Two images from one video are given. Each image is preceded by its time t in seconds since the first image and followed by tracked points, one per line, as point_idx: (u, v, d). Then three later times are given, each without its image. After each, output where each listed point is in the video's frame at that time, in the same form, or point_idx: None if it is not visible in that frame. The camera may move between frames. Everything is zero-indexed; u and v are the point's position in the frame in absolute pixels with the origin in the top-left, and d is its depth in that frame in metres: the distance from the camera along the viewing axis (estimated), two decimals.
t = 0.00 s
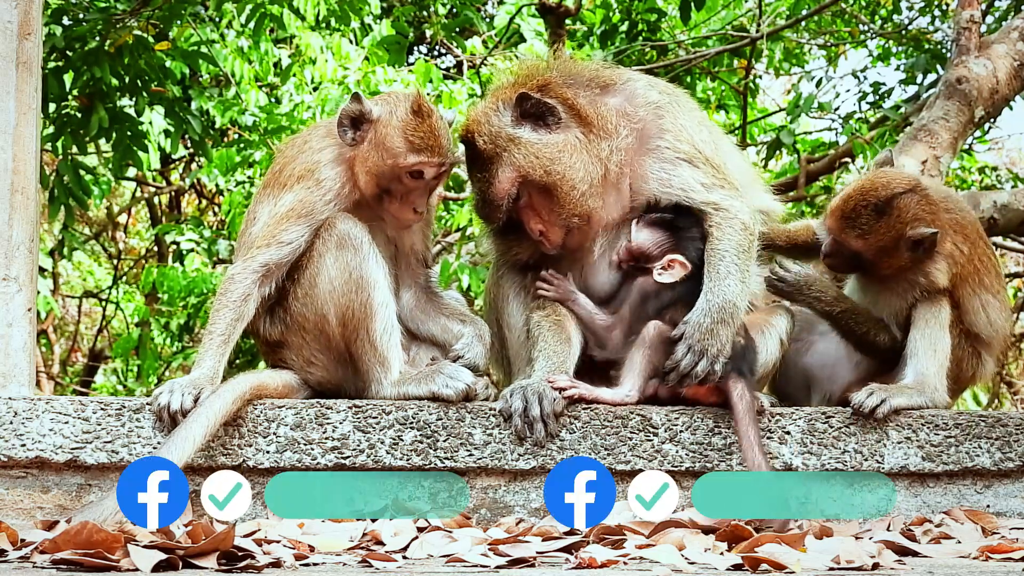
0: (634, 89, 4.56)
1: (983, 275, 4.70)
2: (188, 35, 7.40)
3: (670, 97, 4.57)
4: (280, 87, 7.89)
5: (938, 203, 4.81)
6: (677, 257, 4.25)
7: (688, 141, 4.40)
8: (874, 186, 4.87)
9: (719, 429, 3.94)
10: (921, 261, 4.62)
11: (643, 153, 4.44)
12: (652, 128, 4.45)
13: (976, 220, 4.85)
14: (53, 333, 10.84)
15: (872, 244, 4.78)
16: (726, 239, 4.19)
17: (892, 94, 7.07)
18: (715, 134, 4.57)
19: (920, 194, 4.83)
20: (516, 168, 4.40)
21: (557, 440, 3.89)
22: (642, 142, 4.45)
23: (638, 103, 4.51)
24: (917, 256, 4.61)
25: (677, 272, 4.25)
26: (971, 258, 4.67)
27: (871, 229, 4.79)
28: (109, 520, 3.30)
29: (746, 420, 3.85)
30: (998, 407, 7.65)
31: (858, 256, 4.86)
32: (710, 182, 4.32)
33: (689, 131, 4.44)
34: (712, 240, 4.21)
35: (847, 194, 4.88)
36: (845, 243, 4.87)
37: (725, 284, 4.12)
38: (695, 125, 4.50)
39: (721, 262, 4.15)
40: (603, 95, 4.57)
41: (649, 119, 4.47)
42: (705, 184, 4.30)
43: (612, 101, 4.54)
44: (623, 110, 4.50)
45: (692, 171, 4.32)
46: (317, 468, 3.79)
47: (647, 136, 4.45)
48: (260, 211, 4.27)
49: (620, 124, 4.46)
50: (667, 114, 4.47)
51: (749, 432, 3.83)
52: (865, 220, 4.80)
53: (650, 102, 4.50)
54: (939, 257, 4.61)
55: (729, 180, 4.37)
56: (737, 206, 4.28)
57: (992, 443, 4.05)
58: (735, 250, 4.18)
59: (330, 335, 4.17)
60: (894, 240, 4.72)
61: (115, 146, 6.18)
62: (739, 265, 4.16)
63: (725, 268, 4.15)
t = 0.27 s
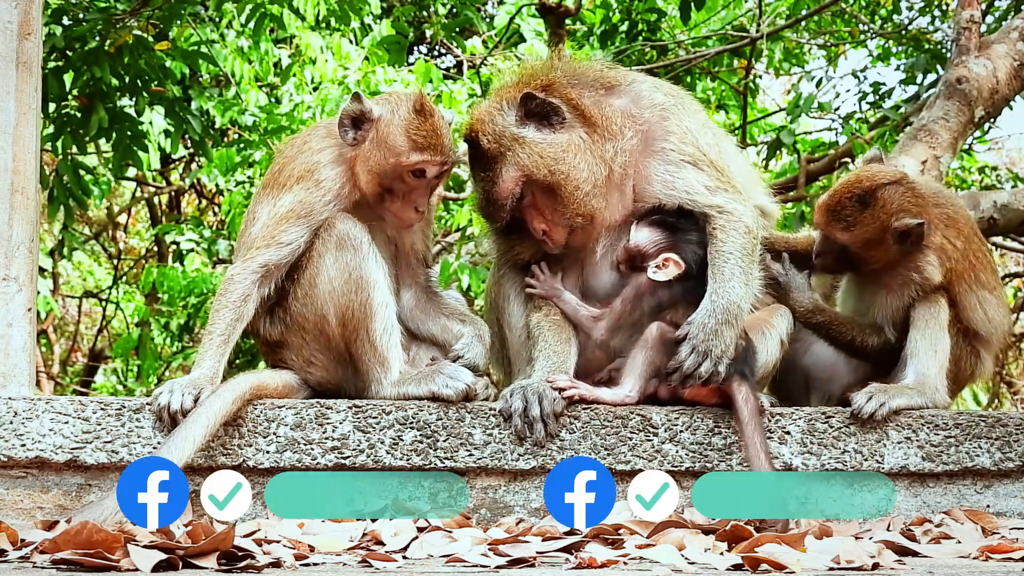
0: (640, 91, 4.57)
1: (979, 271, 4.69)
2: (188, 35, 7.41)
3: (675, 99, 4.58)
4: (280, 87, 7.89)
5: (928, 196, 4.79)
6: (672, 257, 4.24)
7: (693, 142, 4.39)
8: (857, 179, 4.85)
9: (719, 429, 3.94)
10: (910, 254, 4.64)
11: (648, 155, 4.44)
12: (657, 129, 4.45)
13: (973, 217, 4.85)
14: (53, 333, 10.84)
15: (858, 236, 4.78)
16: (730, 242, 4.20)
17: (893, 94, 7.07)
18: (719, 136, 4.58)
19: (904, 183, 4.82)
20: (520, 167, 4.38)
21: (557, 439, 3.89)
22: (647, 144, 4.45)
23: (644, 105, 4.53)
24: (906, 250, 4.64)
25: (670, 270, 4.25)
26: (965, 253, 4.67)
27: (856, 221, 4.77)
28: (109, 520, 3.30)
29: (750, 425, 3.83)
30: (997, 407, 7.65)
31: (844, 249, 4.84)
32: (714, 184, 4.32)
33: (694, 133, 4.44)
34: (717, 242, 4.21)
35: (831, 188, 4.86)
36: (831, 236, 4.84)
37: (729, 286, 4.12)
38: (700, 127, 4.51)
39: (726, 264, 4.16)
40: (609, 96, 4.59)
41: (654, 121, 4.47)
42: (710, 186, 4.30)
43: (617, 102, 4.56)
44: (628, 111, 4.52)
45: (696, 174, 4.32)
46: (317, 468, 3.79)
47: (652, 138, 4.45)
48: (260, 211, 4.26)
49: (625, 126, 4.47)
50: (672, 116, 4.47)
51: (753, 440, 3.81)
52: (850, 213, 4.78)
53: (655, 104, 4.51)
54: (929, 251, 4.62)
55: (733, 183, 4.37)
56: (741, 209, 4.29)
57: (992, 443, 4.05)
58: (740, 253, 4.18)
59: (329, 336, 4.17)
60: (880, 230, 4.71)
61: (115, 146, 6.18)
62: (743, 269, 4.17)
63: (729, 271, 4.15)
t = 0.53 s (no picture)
0: (639, 92, 4.58)
1: (974, 269, 4.70)
2: (188, 35, 7.41)
3: (674, 100, 4.59)
4: (280, 87, 7.89)
5: (919, 195, 4.81)
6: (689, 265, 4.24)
7: (692, 144, 4.41)
8: (847, 178, 4.89)
9: (719, 428, 3.94)
10: (902, 253, 4.65)
11: (647, 156, 4.46)
12: (657, 131, 4.47)
13: (967, 216, 4.87)
14: (53, 333, 10.84)
15: (849, 235, 4.79)
16: (731, 242, 4.20)
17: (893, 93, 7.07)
18: (718, 136, 4.59)
19: (893, 182, 4.85)
20: (519, 168, 4.38)
21: (557, 439, 3.89)
22: (646, 145, 4.47)
23: (643, 106, 4.53)
24: (898, 249, 4.65)
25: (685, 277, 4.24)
26: (959, 251, 4.69)
27: (846, 220, 4.80)
28: (110, 520, 3.30)
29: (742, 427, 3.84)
30: (998, 407, 7.65)
31: (835, 248, 4.86)
32: (714, 185, 4.33)
33: (694, 134, 4.45)
34: (718, 243, 4.21)
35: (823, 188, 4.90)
36: (822, 236, 4.86)
37: (729, 288, 4.12)
38: (699, 128, 4.51)
39: (726, 266, 4.16)
40: (608, 96, 4.59)
41: (654, 122, 4.48)
42: (710, 188, 4.32)
43: (616, 103, 4.56)
44: (628, 112, 4.51)
45: (696, 175, 4.34)
46: (317, 468, 3.79)
47: (651, 139, 4.47)
48: (260, 212, 4.26)
49: (624, 127, 4.47)
50: (672, 117, 4.48)
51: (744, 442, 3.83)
52: (840, 212, 4.81)
53: (654, 105, 4.52)
54: (920, 250, 4.64)
55: (733, 184, 4.38)
56: (742, 209, 4.30)
57: (992, 443, 4.05)
58: (739, 255, 4.18)
59: (329, 335, 4.17)
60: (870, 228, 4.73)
61: (115, 146, 6.18)
62: (743, 270, 4.16)
63: (729, 272, 4.15)
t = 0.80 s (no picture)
0: (643, 93, 4.57)
1: (972, 266, 4.71)
2: (188, 35, 7.41)
3: (679, 102, 4.58)
4: (280, 87, 7.89)
5: (914, 192, 4.84)
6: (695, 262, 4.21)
7: (696, 146, 4.40)
8: (843, 175, 4.91)
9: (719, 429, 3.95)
10: (902, 248, 4.63)
11: (650, 158, 4.45)
12: (660, 132, 4.46)
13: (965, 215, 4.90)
14: (53, 333, 10.83)
15: (848, 229, 4.77)
16: (732, 245, 4.19)
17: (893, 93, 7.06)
18: (722, 138, 4.58)
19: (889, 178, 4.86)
20: (521, 167, 4.38)
21: (557, 440, 3.89)
22: (650, 147, 4.46)
23: (647, 107, 4.52)
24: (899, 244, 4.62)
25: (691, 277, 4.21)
26: (958, 247, 4.70)
27: (845, 215, 4.79)
28: (110, 520, 3.30)
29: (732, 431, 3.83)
30: (998, 407, 7.65)
31: (835, 245, 4.83)
32: (716, 188, 4.32)
33: (698, 137, 4.44)
34: (720, 246, 4.20)
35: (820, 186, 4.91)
36: (821, 234, 4.83)
37: (727, 292, 4.12)
38: (703, 131, 4.50)
39: (726, 270, 4.16)
40: (611, 97, 4.58)
41: (657, 124, 4.47)
42: (712, 190, 4.31)
43: (619, 104, 4.55)
44: (632, 114, 4.51)
45: (699, 177, 4.33)
46: (317, 468, 3.79)
47: (655, 141, 4.46)
48: (260, 212, 4.26)
49: (627, 128, 4.47)
50: (676, 119, 4.47)
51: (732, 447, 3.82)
52: (839, 208, 4.80)
53: (659, 107, 4.51)
54: (920, 245, 4.63)
55: (735, 188, 4.37)
56: (743, 213, 4.28)
57: (992, 443, 4.05)
58: (739, 260, 4.18)
59: (329, 335, 4.17)
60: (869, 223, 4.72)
61: (115, 146, 6.18)
62: (741, 275, 4.17)
63: (728, 276, 4.15)
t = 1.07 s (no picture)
0: (643, 94, 4.56)
1: (973, 264, 4.70)
2: (188, 35, 7.41)
3: (678, 102, 4.58)
4: (280, 87, 7.89)
5: (913, 192, 4.84)
6: (677, 254, 4.17)
7: (694, 147, 4.38)
8: (841, 178, 4.91)
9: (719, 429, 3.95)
10: (904, 247, 4.64)
11: (649, 158, 4.44)
12: (659, 133, 4.44)
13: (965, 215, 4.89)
14: (53, 333, 10.83)
15: (849, 231, 4.77)
16: (728, 247, 4.18)
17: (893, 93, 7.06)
18: (721, 139, 4.58)
19: (888, 179, 4.88)
20: (520, 167, 4.39)
21: (557, 440, 3.89)
22: (648, 147, 4.45)
23: (647, 108, 4.51)
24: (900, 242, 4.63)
25: (677, 272, 4.17)
26: (959, 246, 4.70)
27: (845, 219, 4.78)
28: (110, 520, 3.30)
29: (734, 429, 3.83)
30: (998, 407, 7.65)
31: (836, 249, 4.83)
32: (714, 190, 4.29)
33: (697, 137, 4.43)
34: (715, 247, 4.19)
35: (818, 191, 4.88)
36: (822, 238, 4.83)
37: (724, 292, 4.11)
38: (702, 131, 4.49)
39: (721, 270, 4.14)
40: (611, 97, 4.58)
41: (657, 124, 4.46)
42: (710, 192, 4.28)
43: (619, 104, 4.55)
44: (631, 114, 4.51)
45: (697, 178, 4.31)
46: (317, 468, 3.79)
47: (654, 141, 4.44)
48: (260, 212, 4.25)
49: (627, 128, 4.46)
50: (675, 119, 4.46)
51: (734, 444, 3.82)
52: (839, 212, 4.80)
53: (658, 107, 4.50)
54: (922, 244, 4.63)
55: (734, 189, 4.35)
56: (741, 216, 4.26)
57: (992, 443, 4.05)
58: (735, 260, 4.16)
59: (329, 336, 4.18)
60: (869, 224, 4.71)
61: (115, 146, 6.18)
62: (738, 276, 4.15)
63: (724, 277, 4.14)
